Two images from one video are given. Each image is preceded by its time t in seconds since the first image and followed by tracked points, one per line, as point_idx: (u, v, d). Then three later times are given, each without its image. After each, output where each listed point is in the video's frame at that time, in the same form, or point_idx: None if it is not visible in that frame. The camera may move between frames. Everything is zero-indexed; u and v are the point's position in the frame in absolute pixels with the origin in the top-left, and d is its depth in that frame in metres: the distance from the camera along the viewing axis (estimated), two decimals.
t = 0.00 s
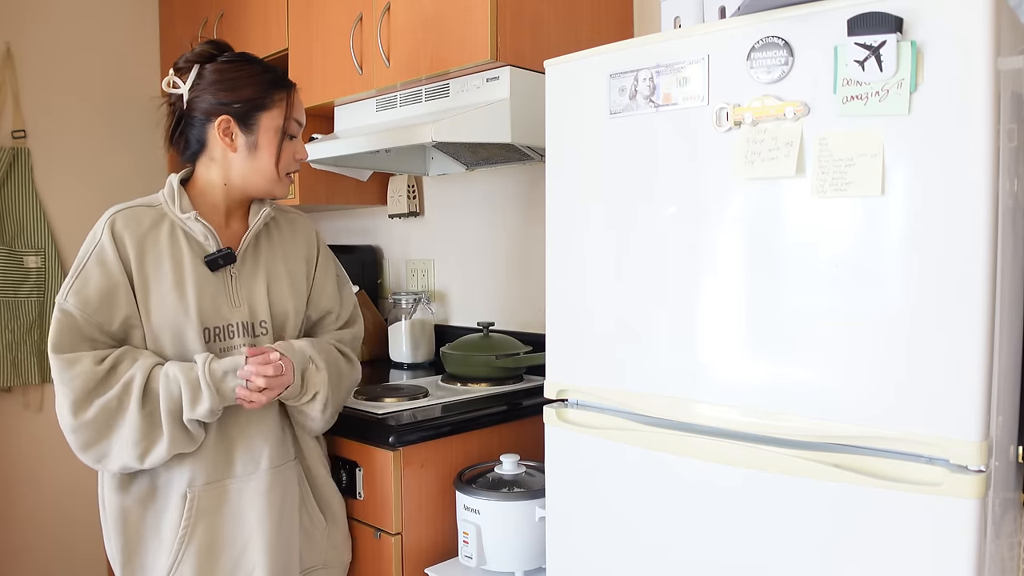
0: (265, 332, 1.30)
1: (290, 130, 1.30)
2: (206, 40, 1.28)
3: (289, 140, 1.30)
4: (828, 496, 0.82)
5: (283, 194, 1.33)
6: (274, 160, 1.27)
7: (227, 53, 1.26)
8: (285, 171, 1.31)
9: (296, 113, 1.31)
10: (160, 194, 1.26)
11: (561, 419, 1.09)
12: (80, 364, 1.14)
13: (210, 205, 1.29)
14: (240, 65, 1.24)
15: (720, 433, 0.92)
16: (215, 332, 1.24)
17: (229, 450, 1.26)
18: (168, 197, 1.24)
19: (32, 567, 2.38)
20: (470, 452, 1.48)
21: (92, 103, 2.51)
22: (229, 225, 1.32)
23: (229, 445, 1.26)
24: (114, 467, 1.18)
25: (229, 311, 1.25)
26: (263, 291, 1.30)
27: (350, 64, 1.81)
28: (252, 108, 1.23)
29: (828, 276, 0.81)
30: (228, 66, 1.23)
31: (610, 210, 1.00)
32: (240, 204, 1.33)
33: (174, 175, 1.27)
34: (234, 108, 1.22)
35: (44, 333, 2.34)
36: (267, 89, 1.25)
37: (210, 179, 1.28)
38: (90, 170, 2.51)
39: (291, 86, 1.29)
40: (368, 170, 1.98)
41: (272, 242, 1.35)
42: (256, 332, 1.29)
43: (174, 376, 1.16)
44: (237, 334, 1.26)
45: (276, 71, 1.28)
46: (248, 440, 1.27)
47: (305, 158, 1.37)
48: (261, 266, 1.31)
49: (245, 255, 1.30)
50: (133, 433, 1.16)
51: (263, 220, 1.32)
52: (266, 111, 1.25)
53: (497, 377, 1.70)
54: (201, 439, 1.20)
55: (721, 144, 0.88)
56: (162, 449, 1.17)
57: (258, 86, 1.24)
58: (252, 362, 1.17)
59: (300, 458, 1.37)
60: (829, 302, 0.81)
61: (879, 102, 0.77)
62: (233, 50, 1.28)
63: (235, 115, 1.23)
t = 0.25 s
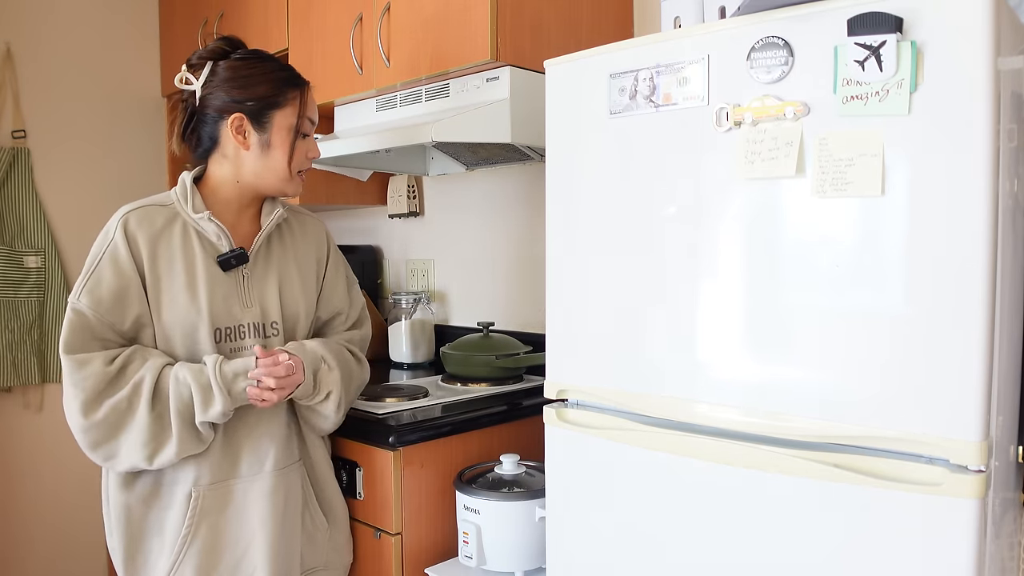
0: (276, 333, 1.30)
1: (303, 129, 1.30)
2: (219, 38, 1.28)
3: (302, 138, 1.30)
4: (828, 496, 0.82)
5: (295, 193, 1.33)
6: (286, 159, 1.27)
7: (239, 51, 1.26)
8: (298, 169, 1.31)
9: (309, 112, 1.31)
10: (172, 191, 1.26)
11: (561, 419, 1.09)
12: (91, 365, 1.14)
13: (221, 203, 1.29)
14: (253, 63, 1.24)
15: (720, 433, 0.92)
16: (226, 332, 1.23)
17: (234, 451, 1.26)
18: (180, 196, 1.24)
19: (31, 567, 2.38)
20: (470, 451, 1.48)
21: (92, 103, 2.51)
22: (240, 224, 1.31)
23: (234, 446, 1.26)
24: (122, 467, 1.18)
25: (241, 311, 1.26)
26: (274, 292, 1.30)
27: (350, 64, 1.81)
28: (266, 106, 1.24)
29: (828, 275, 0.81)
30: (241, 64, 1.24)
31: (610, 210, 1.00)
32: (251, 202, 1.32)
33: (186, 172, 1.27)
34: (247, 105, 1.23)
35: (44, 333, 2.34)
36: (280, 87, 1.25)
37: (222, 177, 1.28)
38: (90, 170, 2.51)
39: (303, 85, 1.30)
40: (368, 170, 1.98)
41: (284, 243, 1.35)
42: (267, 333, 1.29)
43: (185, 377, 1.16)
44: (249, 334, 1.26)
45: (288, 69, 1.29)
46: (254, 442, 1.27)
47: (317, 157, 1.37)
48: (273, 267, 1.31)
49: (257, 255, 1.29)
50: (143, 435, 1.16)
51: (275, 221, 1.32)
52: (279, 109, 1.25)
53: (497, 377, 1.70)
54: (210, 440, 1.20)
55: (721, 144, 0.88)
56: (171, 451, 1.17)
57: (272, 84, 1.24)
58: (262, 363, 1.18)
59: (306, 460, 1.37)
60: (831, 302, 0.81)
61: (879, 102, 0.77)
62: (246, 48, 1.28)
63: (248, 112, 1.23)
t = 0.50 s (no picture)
0: (278, 332, 1.29)
1: (304, 125, 1.29)
2: (220, 35, 1.29)
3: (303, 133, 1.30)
4: (828, 496, 0.82)
5: (296, 189, 1.32)
6: (287, 154, 1.26)
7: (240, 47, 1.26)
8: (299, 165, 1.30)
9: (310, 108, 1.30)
10: (173, 190, 1.26)
11: (561, 419, 1.09)
12: (76, 364, 1.14)
13: (221, 201, 1.29)
14: (253, 58, 1.24)
15: (720, 433, 0.92)
16: (229, 330, 1.22)
17: (235, 451, 1.25)
18: (181, 195, 1.24)
19: (31, 567, 2.38)
20: (470, 451, 1.48)
21: (92, 103, 2.51)
22: (240, 222, 1.31)
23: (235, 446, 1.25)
24: (110, 466, 1.18)
25: (243, 309, 1.25)
26: (276, 290, 1.29)
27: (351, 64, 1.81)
28: (266, 101, 1.23)
29: (829, 275, 0.81)
30: (242, 59, 1.23)
31: (610, 210, 1.00)
32: (251, 198, 1.32)
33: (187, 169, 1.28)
34: (247, 100, 1.22)
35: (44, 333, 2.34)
36: (280, 82, 1.25)
37: (223, 172, 1.28)
38: (90, 170, 2.50)
39: (303, 80, 1.29)
40: (368, 170, 1.98)
41: (286, 242, 1.34)
42: (269, 332, 1.28)
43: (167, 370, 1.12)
44: (251, 333, 1.25)
45: (289, 65, 1.28)
46: (255, 442, 1.26)
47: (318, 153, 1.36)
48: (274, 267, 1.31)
49: (258, 253, 1.29)
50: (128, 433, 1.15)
51: (276, 218, 1.32)
52: (279, 104, 1.24)
53: (497, 377, 1.70)
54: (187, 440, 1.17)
55: (721, 144, 0.88)
56: (147, 450, 1.15)
57: (272, 79, 1.24)
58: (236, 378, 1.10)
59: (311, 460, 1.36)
60: (831, 301, 0.81)
61: (879, 102, 0.77)
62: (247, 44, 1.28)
63: (248, 107, 1.23)
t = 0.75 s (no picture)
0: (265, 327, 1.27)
1: (281, 122, 1.29)
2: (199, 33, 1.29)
3: (281, 131, 1.29)
4: (828, 496, 0.82)
5: (275, 187, 1.32)
6: (263, 152, 1.26)
7: (218, 44, 1.26)
8: (275, 163, 1.30)
9: (287, 104, 1.30)
10: (156, 191, 1.26)
11: (561, 419, 1.09)
12: (68, 337, 1.07)
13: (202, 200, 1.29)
14: (230, 56, 1.24)
15: (720, 433, 0.92)
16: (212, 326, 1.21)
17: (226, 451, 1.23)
18: (163, 194, 1.25)
19: (31, 567, 2.38)
20: (470, 451, 1.48)
21: (92, 103, 2.51)
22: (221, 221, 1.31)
23: (226, 446, 1.23)
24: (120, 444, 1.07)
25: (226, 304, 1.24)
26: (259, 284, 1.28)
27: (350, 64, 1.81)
28: (241, 98, 1.23)
29: (829, 276, 0.81)
30: (218, 56, 1.24)
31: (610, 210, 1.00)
32: (231, 197, 1.32)
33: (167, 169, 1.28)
34: (222, 98, 1.22)
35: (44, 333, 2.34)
36: (256, 79, 1.24)
37: (201, 172, 1.28)
38: (90, 170, 2.50)
39: (281, 77, 1.29)
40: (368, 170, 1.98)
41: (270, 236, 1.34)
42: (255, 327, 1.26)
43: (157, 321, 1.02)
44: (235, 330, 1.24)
45: (266, 61, 1.28)
46: (245, 440, 1.24)
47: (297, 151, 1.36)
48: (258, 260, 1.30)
49: (241, 248, 1.29)
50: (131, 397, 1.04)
51: (257, 213, 1.32)
52: (255, 101, 1.24)
53: (497, 377, 1.71)
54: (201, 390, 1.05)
55: (721, 144, 0.88)
56: (156, 402, 1.02)
57: (248, 76, 1.23)
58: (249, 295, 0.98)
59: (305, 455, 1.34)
60: (831, 301, 0.81)
61: (879, 102, 0.77)
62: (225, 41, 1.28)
63: (224, 104, 1.23)
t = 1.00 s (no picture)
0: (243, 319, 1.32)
1: (223, 106, 1.34)
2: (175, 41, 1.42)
3: (227, 115, 1.34)
4: (828, 496, 0.82)
5: (234, 174, 1.36)
6: (204, 137, 1.32)
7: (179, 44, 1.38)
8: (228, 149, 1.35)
9: (229, 87, 1.33)
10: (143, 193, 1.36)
11: (561, 419, 1.09)
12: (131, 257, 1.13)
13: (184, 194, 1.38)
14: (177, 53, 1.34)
15: (720, 433, 0.92)
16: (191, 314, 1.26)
17: (201, 437, 1.27)
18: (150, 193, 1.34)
19: (32, 567, 2.38)
20: (470, 451, 1.48)
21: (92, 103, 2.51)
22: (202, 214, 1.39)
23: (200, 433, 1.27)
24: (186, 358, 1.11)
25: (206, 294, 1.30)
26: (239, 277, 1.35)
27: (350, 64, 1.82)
28: (178, 91, 1.33)
29: (829, 276, 0.81)
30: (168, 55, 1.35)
31: (610, 210, 1.00)
32: (214, 191, 1.40)
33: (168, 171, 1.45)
34: (169, 94, 1.34)
35: (44, 333, 2.34)
36: (190, 69, 1.32)
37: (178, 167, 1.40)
38: (89, 170, 2.50)
39: (219, 62, 1.34)
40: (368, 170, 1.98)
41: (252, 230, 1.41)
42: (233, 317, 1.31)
43: (250, 255, 1.18)
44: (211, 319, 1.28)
45: (211, 50, 1.34)
46: (214, 431, 1.26)
47: (259, 134, 1.37)
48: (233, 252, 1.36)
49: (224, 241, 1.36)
50: (209, 299, 1.10)
51: (239, 209, 1.38)
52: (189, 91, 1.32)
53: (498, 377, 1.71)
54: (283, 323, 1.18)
55: (721, 144, 0.88)
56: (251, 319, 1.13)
57: (182, 68, 1.32)
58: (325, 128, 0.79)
59: (285, 454, 1.35)
60: (831, 301, 0.81)
61: (879, 102, 0.77)
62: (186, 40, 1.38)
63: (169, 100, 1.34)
